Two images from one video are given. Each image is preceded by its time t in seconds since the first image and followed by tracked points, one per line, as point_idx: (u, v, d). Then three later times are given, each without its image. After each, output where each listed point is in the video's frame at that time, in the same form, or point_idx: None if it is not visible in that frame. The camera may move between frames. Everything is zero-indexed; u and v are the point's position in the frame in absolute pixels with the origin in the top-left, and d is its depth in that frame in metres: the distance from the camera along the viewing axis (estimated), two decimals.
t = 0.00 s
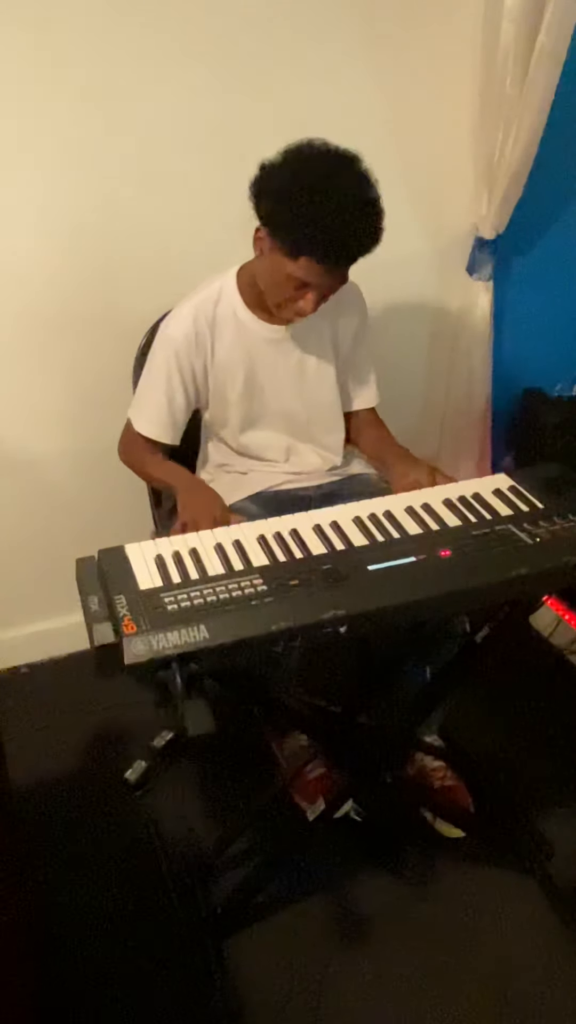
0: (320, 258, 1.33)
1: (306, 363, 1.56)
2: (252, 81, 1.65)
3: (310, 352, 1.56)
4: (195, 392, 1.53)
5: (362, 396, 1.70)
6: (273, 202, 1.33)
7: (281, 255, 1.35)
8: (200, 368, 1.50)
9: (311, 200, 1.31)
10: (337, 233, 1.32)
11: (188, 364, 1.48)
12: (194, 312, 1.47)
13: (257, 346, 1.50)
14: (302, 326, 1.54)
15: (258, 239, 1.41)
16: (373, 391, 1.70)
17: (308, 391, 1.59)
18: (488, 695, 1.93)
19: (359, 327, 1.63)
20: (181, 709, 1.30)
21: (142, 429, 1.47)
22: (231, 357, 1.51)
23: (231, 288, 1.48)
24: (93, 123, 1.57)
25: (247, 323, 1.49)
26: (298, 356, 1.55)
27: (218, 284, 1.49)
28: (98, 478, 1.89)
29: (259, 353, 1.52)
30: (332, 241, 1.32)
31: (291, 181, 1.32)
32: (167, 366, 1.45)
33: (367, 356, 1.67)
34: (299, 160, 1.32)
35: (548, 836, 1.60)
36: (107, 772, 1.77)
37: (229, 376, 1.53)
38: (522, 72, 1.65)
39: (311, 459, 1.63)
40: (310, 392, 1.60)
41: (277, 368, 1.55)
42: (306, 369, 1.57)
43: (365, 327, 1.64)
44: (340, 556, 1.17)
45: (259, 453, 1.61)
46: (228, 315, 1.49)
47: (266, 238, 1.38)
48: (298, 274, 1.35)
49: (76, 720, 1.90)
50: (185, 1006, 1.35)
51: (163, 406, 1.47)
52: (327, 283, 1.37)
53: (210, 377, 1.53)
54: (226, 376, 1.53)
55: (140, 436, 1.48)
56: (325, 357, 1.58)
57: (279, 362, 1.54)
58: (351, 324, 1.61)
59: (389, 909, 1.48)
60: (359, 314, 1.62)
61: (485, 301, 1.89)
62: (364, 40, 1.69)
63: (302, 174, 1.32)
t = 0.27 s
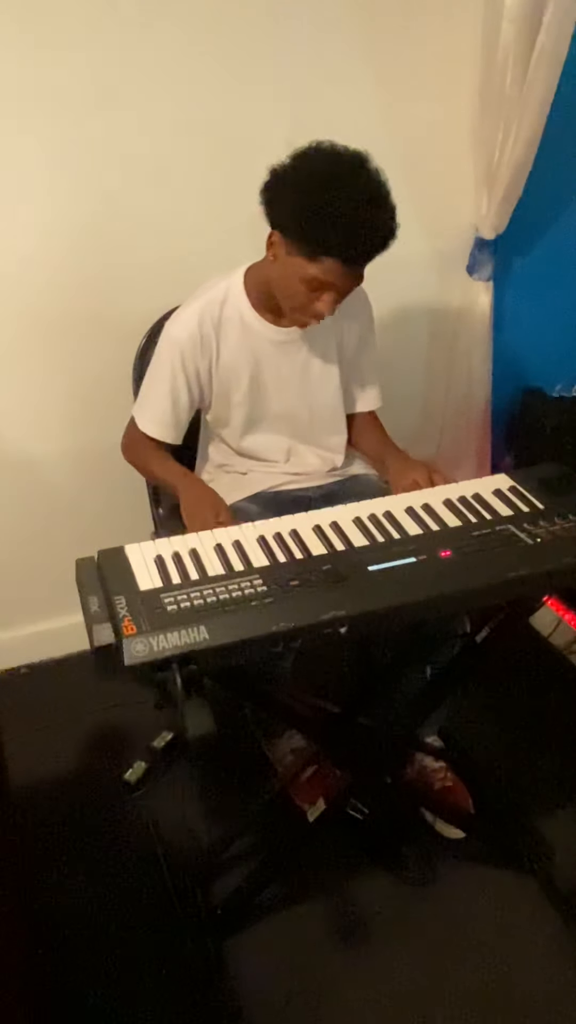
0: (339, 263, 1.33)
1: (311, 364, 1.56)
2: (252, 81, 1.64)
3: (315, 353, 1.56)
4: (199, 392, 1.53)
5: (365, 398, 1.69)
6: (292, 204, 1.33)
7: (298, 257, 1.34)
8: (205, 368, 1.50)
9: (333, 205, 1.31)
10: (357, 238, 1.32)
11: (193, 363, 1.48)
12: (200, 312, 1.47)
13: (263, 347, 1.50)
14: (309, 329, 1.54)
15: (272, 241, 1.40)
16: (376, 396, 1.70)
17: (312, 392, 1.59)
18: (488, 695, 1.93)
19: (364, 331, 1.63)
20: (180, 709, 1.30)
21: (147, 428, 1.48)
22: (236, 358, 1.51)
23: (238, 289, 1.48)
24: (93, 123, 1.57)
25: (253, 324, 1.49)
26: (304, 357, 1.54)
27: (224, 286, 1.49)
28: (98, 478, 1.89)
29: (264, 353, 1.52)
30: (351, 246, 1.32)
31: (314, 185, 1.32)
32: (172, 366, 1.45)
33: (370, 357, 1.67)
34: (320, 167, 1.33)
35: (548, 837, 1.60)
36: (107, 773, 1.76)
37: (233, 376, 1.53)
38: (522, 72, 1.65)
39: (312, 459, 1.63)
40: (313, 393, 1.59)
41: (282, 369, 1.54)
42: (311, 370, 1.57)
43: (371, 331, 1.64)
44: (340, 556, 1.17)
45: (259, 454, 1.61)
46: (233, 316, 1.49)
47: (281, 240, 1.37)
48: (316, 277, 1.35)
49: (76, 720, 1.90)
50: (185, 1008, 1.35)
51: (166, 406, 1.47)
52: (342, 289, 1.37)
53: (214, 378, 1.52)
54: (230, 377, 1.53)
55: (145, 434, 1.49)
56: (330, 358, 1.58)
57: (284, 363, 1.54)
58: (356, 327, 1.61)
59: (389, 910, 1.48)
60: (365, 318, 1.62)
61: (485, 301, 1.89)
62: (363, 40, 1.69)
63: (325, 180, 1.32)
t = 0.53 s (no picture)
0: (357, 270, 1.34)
1: (315, 363, 1.56)
2: (252, 80, 1.64)
3: (319, 353, 1.56)
4: (203, 391, 1.53)
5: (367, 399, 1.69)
6: (309, 212, 1.33)
7: (314, 265, 1.35)
8: (210, 367, 1.50)
9: (353, 214, 1.31)
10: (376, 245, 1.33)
11: (198, 362, 1.48)
12: (205, 310, 1.46)
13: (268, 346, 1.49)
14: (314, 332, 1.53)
15: (284, 245, 1.40)
16: (377, 397, 1.70)
17: (315, 391, 1.59)
18: (489, 695, 1.93)
19: (368, 331, 1.63)
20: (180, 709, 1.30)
21: (151, 426, 1.47)
22: (240, 357, 1.50)
23: (244, 287, 1.48)
24: (93, 123, 1.57)
25: (258, 323, 1.48)
26: (308, 356, 1.55)
27: (230, 284, 1.48)
28: (98, 478, 1.89)
29: (268, 352, 1.51)
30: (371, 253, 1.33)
31: (332, 193, 1.32)
32: (177, 364, 1.45)
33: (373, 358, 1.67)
34: (336, 172, 1.32)
35: (548, 836, 1.60)
36: (107, 773, 1.76)
37: (237, 375, 1.52)
38: (521, 72, 1.65)
39: (312, 459, 1.63)
40: (316, 392, 1.60)
41: (286, 369, 1.54)
42: (314, 369, 1.57)
43: (374, 333, 1.65)
44: (340, 556, 1.17)
45: (259, 453, 1.61)
46: (239, 315, 1.48)
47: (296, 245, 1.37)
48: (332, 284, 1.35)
49: (76, 720, 1.90)
50: (186, 1008, 1.35)
51: (171, 404, 1.46)
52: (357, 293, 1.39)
53: (219, 377, 1.52)
54: (234, 376, 1.52)
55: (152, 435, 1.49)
56: (334, 359, 1.58)
57: (288, 363, 1.53)
58: (360, 327, 1.62)
59: (390, 909, 1.48)
60: (368, 319, 1.63)
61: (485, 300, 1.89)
62: (362, 39, 1.69)
63: (342, 187, 1.31)
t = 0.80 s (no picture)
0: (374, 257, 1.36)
1: (323, 361, 1.57)
2: (251, 81, 1.64)
3: (327, 349, 1.56)
4: (211, 386, 1.53)
5: (371, 399, 1.69)
6: (327, 199, 1.34)
7: (331, 252, 1.35)
8: (219, 361, 1.50)
9: (371, 199, 1.33)
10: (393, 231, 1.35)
11: (208, 355, 1.48)
12: (217, 303, 1.47)
13: (280, 340, 1.50)
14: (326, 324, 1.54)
15: (297, 235, 1.40)
16: (381, 395, 1.70)
17: (322, 390, 1.60)
18: (488, 695, 1.94)
19: (375, 332, 1.64)
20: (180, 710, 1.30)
21: (162, 419, 1.47)
22: (250, 351, 1.51)
23: (256, 281, 1.48)
24: (92, 122, 1.57)
25: (269, 318, 1.49)
26: (317, 354, 1.55)
27: (243, 279, 1.49)
28: (98, 478, 1.89)
29: (278, 348, 1.52)
30: (388, 239, 1.35)
31: (349, 179, 1.33)
32: (187, 355, 1.45)
33: (377, 359, 1.68)
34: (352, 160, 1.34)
35: (548, 837, 1.60)
36: (107, 773, 1.76)
37: (246, 370, 1.52)
38: (521, 72, 1.65)
39: (314, 459, 1.62)
40: (322, 391, 1.60)
41: (295, 366, 1.55)
42: (323, 367, 1.58)
43: (381, 333, 1.65)
44: (340, 556, 1.16)
45: (260, 453, 1.60)
46: (251, 308, 1.49)
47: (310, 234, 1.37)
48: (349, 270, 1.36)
49: (75, 721, 1.90)
50: (186, 1008, 1.35)
51: (180, 396, 1.46)
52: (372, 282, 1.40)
53: (228, 371, 1.52)
54: (242, 371, 1.52)
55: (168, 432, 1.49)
56: (341, 357, 1.58)
57: (297, 359, 1.54)
58: (367, 326, 1.62)
59: (389, 908, 1.48)
60: (375, 318, 1.63)
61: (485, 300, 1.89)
62: (362, 38, 1.69)
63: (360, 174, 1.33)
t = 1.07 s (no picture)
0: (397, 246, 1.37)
1: (334, 361, 1.58)
2: (252, 81, 1.65)
3: (338, 350, 1.57)
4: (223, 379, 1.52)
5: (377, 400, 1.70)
6: (352, 187, 1.35)
7: (356, 240, 1.36)
8: (233, 353, 1.50)
9: (396, 187, 1.34)
10: (416, 220, 1.36)
11: (222, 347, 1.48)
12: (234, 294, 1.47)
13: (295, 336, 1.51)
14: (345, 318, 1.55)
15: (319, 228, 1.41)
16: (386, 398, 1.70)
17: (331, 389, 1.61)
18: (487, 694, 1.94)
19: (386, 333, 1.66)
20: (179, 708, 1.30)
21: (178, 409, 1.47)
22: (264, 346, 1.51)
23: (275, 275, 1.49)
24: (93, 122, 1.57)
25: (285, 312, 1.49)
26: (328, 353, 1.56)
27: (261, 273, 1.50)
28: (98, 478, 1.89)
29: (292, 344, 1.52)
30: (412, 228, 1.36)
31: (374, 167, 1.35)
32: (203, 345, 1.45)
33: (384, 361, 1.68)
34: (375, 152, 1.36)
35: (548, 837, 1.60)
36: (106, 772, 1.76)
37: (259, 364, 1.52)
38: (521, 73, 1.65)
39: (316, 460, 1.63)
40: (331, 390, 1.61)
41: (307, 364, 1.55)
42: (333, 367, 1.58)
43: (391, 335, 1.67)
44: (340, 557, 1.16)
45: (262, 453, 1.60)
46: (267, 302, 1.49)
47: (333, 224, 1.38)
48: (373, 259, 1.37)
49: (75, 720, 1.90)
50: (186, 1005, 1.35)
51: (196, 385, 1.46)
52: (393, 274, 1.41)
53: (241, 365, 1.51)
54: (255, 366, 1.52)
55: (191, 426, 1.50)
56: (352, 358, 1.59)
57: (309, 357, 1.54)
58: (380, 327, 1.64)
59: (388, 908, 1.48)
60: (387, 320, 1.65)
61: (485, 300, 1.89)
62: (362, 38, 1.69)
63: (385, 162, 1.35)
